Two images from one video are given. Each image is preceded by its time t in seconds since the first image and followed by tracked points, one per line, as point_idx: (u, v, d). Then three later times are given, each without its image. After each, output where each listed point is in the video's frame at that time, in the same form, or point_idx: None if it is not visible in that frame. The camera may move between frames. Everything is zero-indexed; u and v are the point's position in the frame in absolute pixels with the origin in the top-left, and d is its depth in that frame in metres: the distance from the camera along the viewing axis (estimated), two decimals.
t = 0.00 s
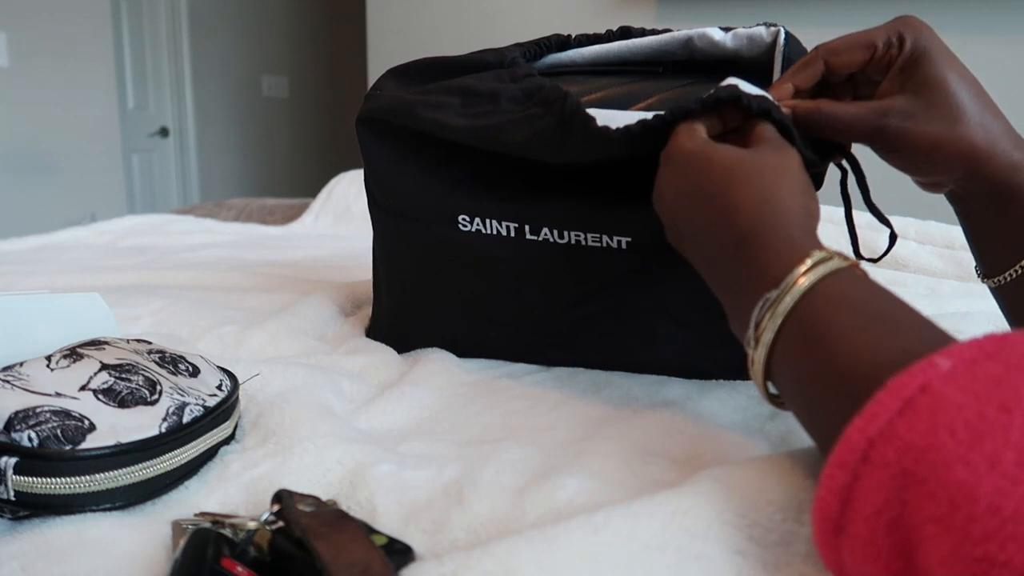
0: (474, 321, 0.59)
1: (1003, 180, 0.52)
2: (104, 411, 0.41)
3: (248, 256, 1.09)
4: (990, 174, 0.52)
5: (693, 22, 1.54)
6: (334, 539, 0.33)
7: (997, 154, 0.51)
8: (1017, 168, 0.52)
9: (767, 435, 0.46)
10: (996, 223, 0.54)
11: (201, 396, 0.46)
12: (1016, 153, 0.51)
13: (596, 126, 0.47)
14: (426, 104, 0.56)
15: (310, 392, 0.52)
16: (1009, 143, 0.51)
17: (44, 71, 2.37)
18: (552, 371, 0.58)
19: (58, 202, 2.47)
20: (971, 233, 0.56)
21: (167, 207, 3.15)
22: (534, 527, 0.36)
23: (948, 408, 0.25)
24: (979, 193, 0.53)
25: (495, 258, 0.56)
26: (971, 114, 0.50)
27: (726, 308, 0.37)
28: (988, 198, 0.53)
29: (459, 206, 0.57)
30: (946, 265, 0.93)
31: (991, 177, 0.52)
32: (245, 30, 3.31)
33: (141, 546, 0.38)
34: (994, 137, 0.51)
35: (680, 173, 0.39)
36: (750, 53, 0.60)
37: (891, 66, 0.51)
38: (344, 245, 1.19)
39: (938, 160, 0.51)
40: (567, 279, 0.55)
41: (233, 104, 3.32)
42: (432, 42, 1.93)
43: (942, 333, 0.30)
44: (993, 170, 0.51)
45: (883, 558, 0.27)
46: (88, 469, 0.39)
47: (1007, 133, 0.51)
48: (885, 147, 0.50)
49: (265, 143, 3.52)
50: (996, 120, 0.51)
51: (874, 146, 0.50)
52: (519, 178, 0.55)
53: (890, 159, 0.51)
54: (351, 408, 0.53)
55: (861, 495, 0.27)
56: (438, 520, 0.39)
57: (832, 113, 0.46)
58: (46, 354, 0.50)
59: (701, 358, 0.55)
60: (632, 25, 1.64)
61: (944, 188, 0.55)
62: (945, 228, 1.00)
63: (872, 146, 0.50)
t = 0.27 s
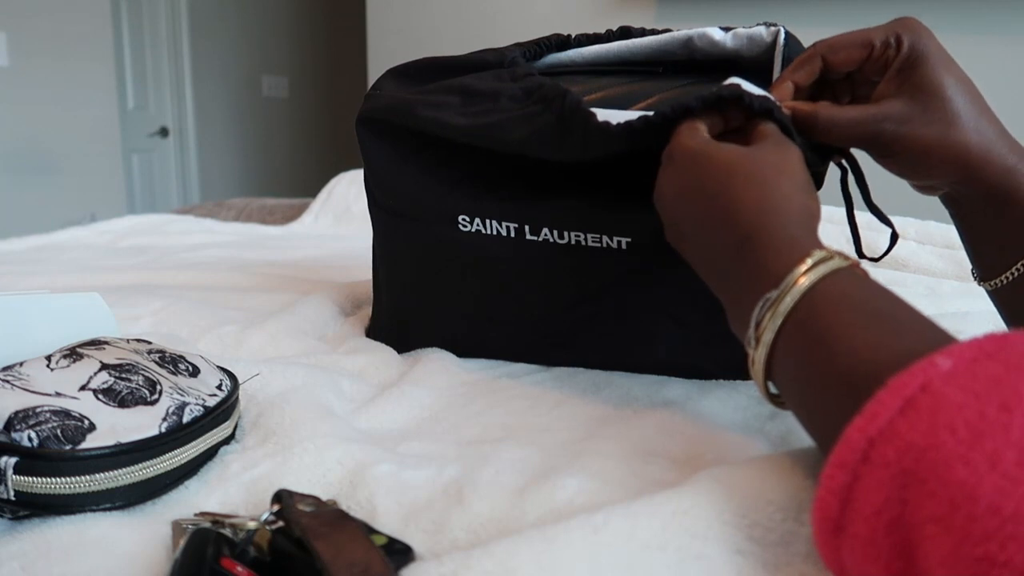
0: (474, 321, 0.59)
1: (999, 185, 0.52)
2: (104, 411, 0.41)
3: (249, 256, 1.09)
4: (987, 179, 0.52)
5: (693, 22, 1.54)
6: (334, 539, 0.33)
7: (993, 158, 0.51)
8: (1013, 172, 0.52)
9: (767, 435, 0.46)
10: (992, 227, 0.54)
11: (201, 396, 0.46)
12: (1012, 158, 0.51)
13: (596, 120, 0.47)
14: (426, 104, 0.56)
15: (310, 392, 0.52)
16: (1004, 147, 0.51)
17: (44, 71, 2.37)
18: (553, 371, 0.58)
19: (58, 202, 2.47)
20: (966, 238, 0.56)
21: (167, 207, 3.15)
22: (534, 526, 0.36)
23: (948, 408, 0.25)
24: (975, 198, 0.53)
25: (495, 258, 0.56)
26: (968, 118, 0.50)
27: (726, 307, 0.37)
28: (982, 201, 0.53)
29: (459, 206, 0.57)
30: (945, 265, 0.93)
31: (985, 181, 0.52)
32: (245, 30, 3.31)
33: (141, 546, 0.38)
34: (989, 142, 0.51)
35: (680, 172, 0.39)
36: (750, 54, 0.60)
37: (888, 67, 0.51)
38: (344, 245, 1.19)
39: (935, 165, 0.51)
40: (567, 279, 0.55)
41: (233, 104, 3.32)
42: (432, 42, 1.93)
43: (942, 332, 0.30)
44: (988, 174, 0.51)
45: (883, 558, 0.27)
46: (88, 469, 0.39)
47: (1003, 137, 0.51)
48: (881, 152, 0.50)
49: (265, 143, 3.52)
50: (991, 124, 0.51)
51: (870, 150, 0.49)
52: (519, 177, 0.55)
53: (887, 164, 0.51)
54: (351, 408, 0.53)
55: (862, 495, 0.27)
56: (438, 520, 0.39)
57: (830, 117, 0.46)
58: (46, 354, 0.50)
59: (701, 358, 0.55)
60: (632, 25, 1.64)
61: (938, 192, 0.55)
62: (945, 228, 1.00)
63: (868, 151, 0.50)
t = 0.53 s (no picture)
0: (474, 320, 0.59)
1: (1000, 183, 0.52)
2: (104, 411, 0.41)
3: (248, 256, 1.09)
4: (988, 177, 0.52)
5: (693, 22, 1.54)
6: (334, 539, 0.33)
7: (995, 156, 0.51)
8: (1015, 171, 0.52)
9: (767, 435, 0.46)
10: (992, 226, 0.54)
11: (201, 395, 0.46)
12: (1014, 156, 0.51)
13: (595, 124, 0.47)
14: (426, 104, 0.56)
15: (310, 392, 0.52)
16: (1005, 145, 0.51)
17: (44, 71, 2.37)
18: (552, 371, 0.58)
19: (58, 202, 2.47)
20: (966, 236, 0.56)
21: (167, 207, 3.15)
22: (534, 526, 0.36)
23: (948, 408, 0.25)
24: (976, 196, 0.53)
25: (495, 258, 0.56)
26: (970, 115, 0.50)
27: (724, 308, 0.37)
28: (983, 199, 0.53)
29: (459, 205, 0.57)
30: (946, 265, 0.93)
31: (987, 179, 0.52)
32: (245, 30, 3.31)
33: (141, 545, 0.38)
34: (991, 140, 0.51)
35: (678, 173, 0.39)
36: (750, 53, 0.60)
37: (891, 62, 0.51)
38: (344, 245, 1.19)
39: (937, 162, 0.51)
40: (567, 279, 0.55)
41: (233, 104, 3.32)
42: (432, 41, 1.93)
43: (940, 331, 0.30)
44: (989, 172, 0.52)
45: (883, 558, 0.27)
46: (88, 469, 0.39)
47: (1004, 135, 0.51)
48: (884, 148, 0.50)
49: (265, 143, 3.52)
50: (993, 122, 0.51)
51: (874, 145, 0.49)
52: (519, 177, 0.55)
53: (890, 160, 0.51)
54: (351, 408, 0.53)
55: (861, 495, 0.27)
56: (438, 520, 0.39)
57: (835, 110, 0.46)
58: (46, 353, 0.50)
59: (700, 357, 0.55)
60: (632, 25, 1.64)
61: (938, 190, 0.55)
62: (945, 228, 1.00)
63: (872, 146, 0.49)
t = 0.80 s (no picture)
0: (474, 320, 0.59)
1: (1007, 175, 0.52)
2: (104, 411, 0.41)
3: (249, 256, 1.09)
4: (996, 169, 0.52)
5: (694, 22, 1.54)
6: (334, 538, 0.33)
7: (1004, 149, 0.51)
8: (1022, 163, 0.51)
9: (767, 435, 0.46)
10: (999, 219, 0.54)
11: (201, 395, 0.46)
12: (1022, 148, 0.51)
13: (594, 126, 0.47)
14: (426, 104, 0.56)
15: (310, 392, 0.52)
16: (1014, 137, 0.51)
17: (44, 71, 2.37)
18: (552, 371, 0.57)
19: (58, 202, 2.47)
20: (974, 230, 0.56)
21: (167, 207, 3.15)
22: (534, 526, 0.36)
23: (945, 411, 0.25)
24: (982, 189, 0.53)
25: (495, 258, 0.56)
26: (976, 109, 0.50)
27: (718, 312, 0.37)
28: (990, 193, 0.53)
29: (459, 205, 0.57)
30: (946, 265, 0.93)
31: (996, 171, 0.52)
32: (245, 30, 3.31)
33: (141, 545, 0.38)
34: (1000, 132, 0.51)
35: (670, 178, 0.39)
36: (750, 54, 0.60)
37: (891, 60, 0.51)
38: (344, 245, 1.19)
39: (945, 156, 0.51)
40: (567, 279, 0.55)
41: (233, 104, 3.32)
42: (433, 41, 1.93)
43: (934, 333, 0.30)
44: (997, 165, 0.51)
45: (880, 560, 0.27)
46: (88, 469, 0.39)
47: (1011, 127, 0.51)
48: (891, 143, 0.50)
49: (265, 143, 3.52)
50: (1001, 114, 0.51)
51: (880, 141, 0.49)
52: (519, 177, 0.55)
53: (897, 155, 0.51)
54: (351, 408, 0.53)
55: (859, 497, 0.27)
56: (437, 520, 0.39)
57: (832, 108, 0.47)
58: (46, 353, 0.50)
59: (700, 357, 0.55)
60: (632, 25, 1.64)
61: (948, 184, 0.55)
62: (946, 228, 1.00)
63: (879, 141, 0.49)
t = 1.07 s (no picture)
0: (474, 320, 0.59)
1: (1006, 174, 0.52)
2: (104, 411, 0.41)
3: (248, 256, 1.09)
4: (995, 168, 0.52)
5: (694, 22, 1.54)
6: (334, 539, 0.33)
7: (1003, 148, 0.51)
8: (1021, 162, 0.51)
9: (767, 434, 0.46)
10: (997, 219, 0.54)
11: (201, 395, 0.46)
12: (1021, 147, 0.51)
13: (596, 112, 0.47)
14: (426, 102, 0.56)
15: (310, 392, 0.52)
16: (1013, 136, 0.51)
17: (44, 71, 2.37)
18: (552, 371, 0.58)
19: (58, 202, 2.47)
20: (972, 230, 0.56)
21: (167, 207, 3.15)
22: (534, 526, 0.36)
23: (945, 411, 0.25)
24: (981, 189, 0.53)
25: (495, 258, 0.56)
26: (975, 107, 0.50)
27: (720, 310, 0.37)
28: (989, 192, 0.53)
29: (459, 205, 0.57)
30: (946, 265, 0.93)
31: (994, 171, 0.52)
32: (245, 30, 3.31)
33: (141, 545, 0.38)
34: (998, 131, 0.51)
35: (671, 175, 0.39)
36: (750, 53, 0.60)
37: (893, 64, 0.51)
38: (344, 245, 1.19)
39: (944, 153, 0.51)
40: (567, 279, 0.55)
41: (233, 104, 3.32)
42: (432, 41, 1.93)
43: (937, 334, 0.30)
44: (996, 164, 0.51)
45: (881, 560, 0.27)
46: (89, 469, 0.39)
47: (1010, 126, 0.51)
48: (890, 140, 0.50)
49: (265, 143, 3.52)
50: (999, 113, 0.51)
51: (879, 137, 0.49)
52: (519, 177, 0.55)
53: (896, 153, 0.51)
54: (351, 408, 0.53)
55: (859, 497, 0.27)
56: (437, 520, 0.39)
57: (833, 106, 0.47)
58: (46, 353, 0.50)
59: (700, 357, 0.55)
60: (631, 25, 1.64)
61: (946, 184, 0.55)
62: (946, 228, 1.00)
63: (879, 137, 0.49)
